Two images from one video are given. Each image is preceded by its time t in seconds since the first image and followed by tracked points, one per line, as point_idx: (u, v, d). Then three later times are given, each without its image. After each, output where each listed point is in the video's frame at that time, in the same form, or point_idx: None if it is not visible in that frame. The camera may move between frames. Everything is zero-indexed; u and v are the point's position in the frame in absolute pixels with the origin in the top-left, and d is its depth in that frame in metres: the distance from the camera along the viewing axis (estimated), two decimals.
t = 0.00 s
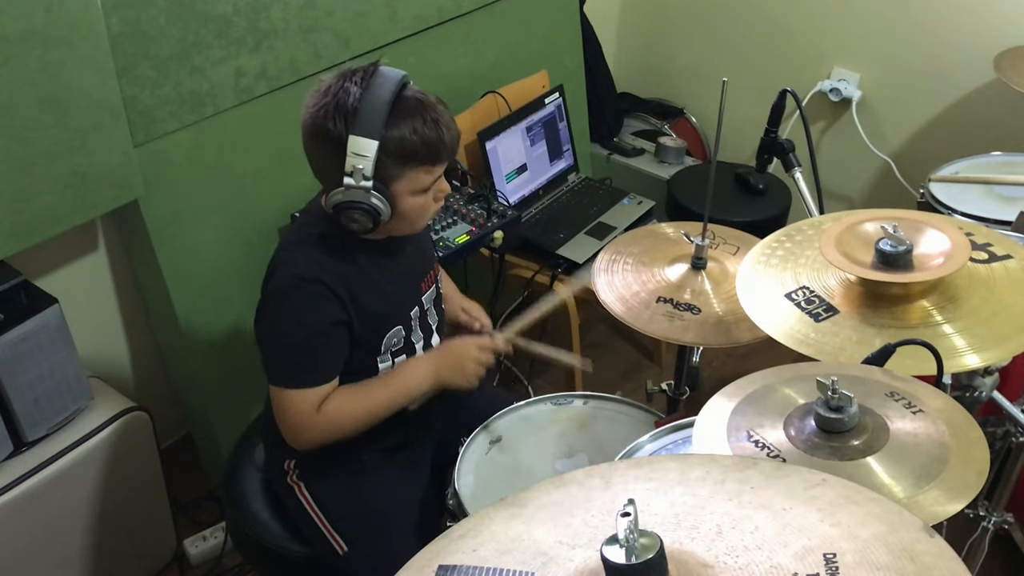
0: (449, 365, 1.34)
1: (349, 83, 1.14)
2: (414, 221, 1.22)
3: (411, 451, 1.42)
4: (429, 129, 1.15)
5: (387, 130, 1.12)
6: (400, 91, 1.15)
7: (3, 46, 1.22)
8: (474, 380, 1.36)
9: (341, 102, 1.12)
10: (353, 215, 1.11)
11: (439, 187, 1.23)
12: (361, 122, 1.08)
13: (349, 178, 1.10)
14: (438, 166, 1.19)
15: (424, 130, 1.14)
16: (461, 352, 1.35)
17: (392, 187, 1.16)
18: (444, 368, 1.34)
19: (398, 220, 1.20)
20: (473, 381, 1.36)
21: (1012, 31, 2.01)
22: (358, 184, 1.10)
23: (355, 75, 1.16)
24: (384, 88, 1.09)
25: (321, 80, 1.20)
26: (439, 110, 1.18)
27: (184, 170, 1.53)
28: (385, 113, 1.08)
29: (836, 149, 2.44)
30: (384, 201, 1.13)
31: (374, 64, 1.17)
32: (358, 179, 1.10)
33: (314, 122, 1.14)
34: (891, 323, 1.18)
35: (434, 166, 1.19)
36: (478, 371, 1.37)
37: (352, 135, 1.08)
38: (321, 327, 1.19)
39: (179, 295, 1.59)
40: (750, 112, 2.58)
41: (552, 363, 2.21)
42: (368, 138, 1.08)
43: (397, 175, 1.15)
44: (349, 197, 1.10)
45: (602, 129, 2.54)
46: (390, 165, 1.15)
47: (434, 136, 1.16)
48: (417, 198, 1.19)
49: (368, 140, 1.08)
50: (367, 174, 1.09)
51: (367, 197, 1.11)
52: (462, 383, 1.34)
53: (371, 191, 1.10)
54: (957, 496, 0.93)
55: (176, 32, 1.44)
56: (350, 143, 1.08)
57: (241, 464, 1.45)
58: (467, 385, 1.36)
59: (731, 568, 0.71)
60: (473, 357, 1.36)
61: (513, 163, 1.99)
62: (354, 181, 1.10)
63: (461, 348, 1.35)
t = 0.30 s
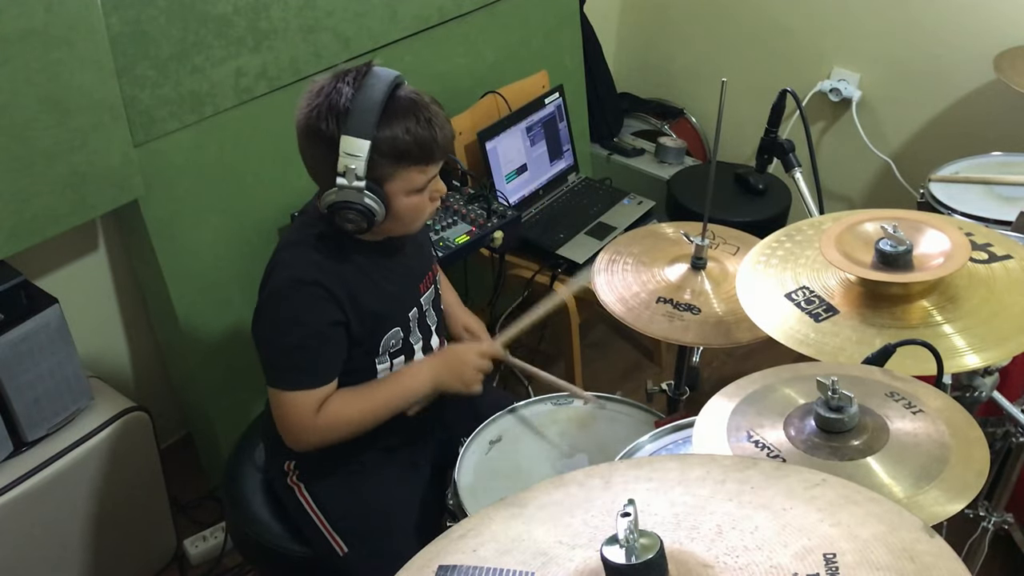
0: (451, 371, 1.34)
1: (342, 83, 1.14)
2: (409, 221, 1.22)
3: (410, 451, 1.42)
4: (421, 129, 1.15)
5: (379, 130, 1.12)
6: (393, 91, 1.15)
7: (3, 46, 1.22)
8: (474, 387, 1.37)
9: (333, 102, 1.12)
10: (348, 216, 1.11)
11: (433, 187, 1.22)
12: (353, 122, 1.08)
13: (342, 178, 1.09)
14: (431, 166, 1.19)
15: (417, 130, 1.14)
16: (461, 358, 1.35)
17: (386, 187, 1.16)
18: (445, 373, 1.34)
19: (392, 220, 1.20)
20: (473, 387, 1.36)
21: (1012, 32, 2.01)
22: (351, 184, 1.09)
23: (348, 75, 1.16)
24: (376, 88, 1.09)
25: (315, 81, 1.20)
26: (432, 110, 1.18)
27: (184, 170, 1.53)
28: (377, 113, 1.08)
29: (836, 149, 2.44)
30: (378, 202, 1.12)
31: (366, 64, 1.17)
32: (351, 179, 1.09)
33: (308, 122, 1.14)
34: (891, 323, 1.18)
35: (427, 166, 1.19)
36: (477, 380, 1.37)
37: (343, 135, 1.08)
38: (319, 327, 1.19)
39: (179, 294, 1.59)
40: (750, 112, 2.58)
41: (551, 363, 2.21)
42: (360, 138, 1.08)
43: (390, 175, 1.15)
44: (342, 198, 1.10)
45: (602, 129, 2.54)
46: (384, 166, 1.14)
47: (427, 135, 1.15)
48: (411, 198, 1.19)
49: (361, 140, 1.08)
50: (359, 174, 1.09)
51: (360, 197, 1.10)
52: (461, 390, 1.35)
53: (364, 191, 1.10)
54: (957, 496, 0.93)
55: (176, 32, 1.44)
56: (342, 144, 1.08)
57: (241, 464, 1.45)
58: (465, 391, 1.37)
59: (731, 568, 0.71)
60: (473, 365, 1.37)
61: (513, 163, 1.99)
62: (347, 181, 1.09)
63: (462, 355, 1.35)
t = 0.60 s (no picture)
0: (444, 367, 1.33)
1: (340, 84, 1.14)
2: (401, 224, 1.22)
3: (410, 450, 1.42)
4: (416, 134, 1.15)
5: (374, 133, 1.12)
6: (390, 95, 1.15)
7: (4, 46, 1.22)
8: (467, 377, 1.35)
9: (328, 103, 1.12)
10: (339, 218, 1.11)
11: (428, 191, 1.22)
12: (347, 125, 1.08)
13: (334, 181, 1.09)
14: (425, 170, 1.19)
15: (411, 134, 1.14)
16: (454, 352, 1.34)
17: (378, 191, 1.16)
18: (438, 370, 1.33)
19: (385, 222, 1.20)
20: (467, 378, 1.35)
21: (1012, 32, 2.01)
22: (343, 187, 1.09)
23: (345, 76, 1.16)
24: (372, 91, 1.09)
25: (313, 81, 1.20)
26: (428, 115, 1.18)
27: (184, 170, 1.53)
28: (371, 118, 1.08)
29: (836, 149, 2.44)
30: (369, 205, 1.12)
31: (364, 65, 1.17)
32: (343, 182, 1.09)
33: (304, 122, 1.14)
34: (891, 323, 1.18)
35: (421, 171, 1.19)
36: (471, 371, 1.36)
37: (337, 138, 1.08)
38: (314, 327, 1.19)
39: (179, 294, 1.59)
40: (750, 112, 2.58)
41: (551, 363, 2.21)
42: (353, 142, 1.08)
43: (383, 178, 1.15)
44: (334, 200, 1.10)
45: (602, 129, 2.54)
46: (377, 169, 1.15)
47: (421, 140, 1.15)
48: (404, 202, 1.19)
49: (354, 144, 1.08)
50: (351, 177, 1.09)
51: (351, 200, 1.10)
52: (456, 383, 1.34)
53: (356, 194, 1.10)
54: (957, 496, 0.93)
55: (177, 33, 1.44)
56: (336, 147, 1.08)
57: (241, 464, 1.45)
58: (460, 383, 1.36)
59: (731, 568, 0.71)
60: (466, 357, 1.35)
61: (513, 163, 1.99)
62: (339, 184, 1.09)
63: (454, 348, 1.34)
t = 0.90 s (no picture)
0: (446, 364, 1.35)
1: (338, 93, 1.14)
2: (404, 231, 1.22)
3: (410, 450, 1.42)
4: (416, 142, 1.15)
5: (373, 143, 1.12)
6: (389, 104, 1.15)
7: (4, 46, 1.22)
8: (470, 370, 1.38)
9: (327, 114, 1.12)
10: (341, 230, 1.11)
11: (431, 197, 1.22)
12: (346, 137, 1.08)
13: (335, 193, 1.09)
14: (426, 178, 1.19)
15: (411, 143, 1.14)
16: (453, 348, 1.36)
17: (380, 200, 1.17)
18: (440, 367, 1.35)
19: (388, 230, 1.20)
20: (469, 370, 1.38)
21: (1011, 32, 2.01)
22: (343, 199, 1.09)
23: (343, 85, 1.16)
24: (370, 101, 1.09)
25: (312, 88, 1.20)
26: (428, 122, 1.18)
27: (183, 171, 1.53)
28: (369, 130, 1.08)
29: (836, 150, 2.44)
30: (371, 216, 1.12)
31: (363, 73, 1.17)
32: (344, 194, 1.09)
33: (303, 133, 1.15)
34: (891, 323, 1.18)
35: (423, 179, 1.19)
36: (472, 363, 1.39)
37: (336, 151, 1.08)
38: (319, 330, 1.19)
39: (178, 295, 1.59)
40: (750, 112, 2.58)
41: (551, 364, 2.21)
42: (352, 155, 1.08)
43: (385, 187, 1.15)
44: (336, 212, 1.10)
45: (602, 130, 2.54)
46: (378, 179, 1.15)
47: (421, 149, 1.15)
48: (406, 209, 1.19)
49: (354, 156, 1.08)
50: (352, 189, 1.09)
51: (353, 212, 1.10)
52: (460, 378, 1.37)
53: (358, 206, 1.10)
54: (957, 496, 0.93)
55: (176, 33, 1.44)
56: (336, 159, 1.08)
57: (241, 464, 1.45)
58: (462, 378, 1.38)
59: (731, 567, 0.71)
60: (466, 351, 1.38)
61: (513, 164, 1.99)
62: (340, 196, 1.09)
63: (453, 343, 1.37)
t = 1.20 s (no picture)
0: (460, 386, 1.33)
1: (341, 89, 1.14)
2: (420, 223, 1.22)
3: (410, 449, 1.42)
4: (426, 128, 1.15)
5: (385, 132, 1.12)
6: (394, 93, 1.15)
7: (4, 46, 1.22)
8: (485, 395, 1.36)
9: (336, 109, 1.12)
10: (360, 222, 1.11)
11: (442, 187, 1.22)
12: (359, 125, 1.08)
13: (352, 184, 1.09)
14: (439, 165, 1.19)
15: (422, 129, 1.14)
16: (468, 370, 1.34)
17: (395, 190, 1.16)
18: (454, 389, 1.33)
19: (404, 223, 1.20)
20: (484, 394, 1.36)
21: (1011, 31, 2.01)
22: (361, 189, 1.09)
23: (348, 81, 1.16)
24: (379, 88, 1.09)
25: (314, 89, 1.20)
26: (436, 109, 1.18)
27: (184, 171, 1.53)
28: (381, 115, 1.08)
29: (836, 149, 2.44)
30: (388, 205, 1.12)
31: (364, 68, 1.17)
32: (361, 184, 1.09)
33: (311, 131, 1.14)
34: (891, 323, 1.18)
35: (435, 166, 1.19)
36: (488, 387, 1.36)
37: (350, 140, 1.08)
38: (328, 340, 1.19)
39: (179, 295, 1.59)
40: (750, 112, 2.58)
41: (551, 364, 2.21)
42: (367, 141, 1.07)
43: (399, 177, 1.15)
44: (354, 204, 1.09)
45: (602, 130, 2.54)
46: (392, 167, 1.14)
47: (432, 135, 1.15)
48: (421, 199, 1.19)
49: (367, 143, 1.07)
50: (369, 178, 1.08)
51: (371, 202, 1.10)
52: (472, 402, 1.34)
53: (375, 195, 1.10)
54: (957, 497, 0.93)
55: (176, 33, 1.44)
56: (349, 149, 1.07)
57: (241, 465, 1.45)
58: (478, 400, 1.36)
59: (731, 568, 0.71)
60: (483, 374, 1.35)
61: (513, 164, 1.99)
62: (357, 186, 1.09)
63: (469, 366, 1.34)
